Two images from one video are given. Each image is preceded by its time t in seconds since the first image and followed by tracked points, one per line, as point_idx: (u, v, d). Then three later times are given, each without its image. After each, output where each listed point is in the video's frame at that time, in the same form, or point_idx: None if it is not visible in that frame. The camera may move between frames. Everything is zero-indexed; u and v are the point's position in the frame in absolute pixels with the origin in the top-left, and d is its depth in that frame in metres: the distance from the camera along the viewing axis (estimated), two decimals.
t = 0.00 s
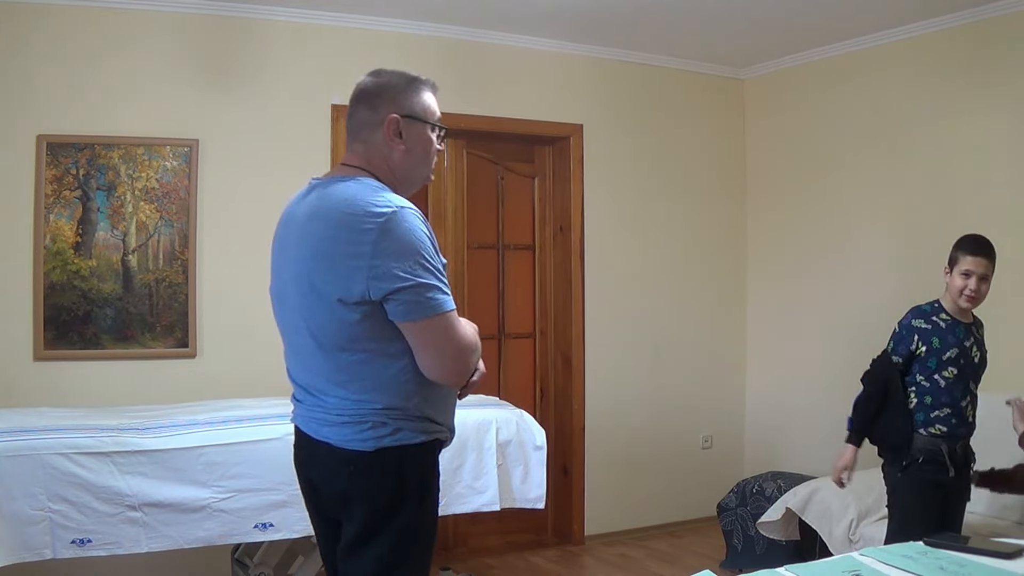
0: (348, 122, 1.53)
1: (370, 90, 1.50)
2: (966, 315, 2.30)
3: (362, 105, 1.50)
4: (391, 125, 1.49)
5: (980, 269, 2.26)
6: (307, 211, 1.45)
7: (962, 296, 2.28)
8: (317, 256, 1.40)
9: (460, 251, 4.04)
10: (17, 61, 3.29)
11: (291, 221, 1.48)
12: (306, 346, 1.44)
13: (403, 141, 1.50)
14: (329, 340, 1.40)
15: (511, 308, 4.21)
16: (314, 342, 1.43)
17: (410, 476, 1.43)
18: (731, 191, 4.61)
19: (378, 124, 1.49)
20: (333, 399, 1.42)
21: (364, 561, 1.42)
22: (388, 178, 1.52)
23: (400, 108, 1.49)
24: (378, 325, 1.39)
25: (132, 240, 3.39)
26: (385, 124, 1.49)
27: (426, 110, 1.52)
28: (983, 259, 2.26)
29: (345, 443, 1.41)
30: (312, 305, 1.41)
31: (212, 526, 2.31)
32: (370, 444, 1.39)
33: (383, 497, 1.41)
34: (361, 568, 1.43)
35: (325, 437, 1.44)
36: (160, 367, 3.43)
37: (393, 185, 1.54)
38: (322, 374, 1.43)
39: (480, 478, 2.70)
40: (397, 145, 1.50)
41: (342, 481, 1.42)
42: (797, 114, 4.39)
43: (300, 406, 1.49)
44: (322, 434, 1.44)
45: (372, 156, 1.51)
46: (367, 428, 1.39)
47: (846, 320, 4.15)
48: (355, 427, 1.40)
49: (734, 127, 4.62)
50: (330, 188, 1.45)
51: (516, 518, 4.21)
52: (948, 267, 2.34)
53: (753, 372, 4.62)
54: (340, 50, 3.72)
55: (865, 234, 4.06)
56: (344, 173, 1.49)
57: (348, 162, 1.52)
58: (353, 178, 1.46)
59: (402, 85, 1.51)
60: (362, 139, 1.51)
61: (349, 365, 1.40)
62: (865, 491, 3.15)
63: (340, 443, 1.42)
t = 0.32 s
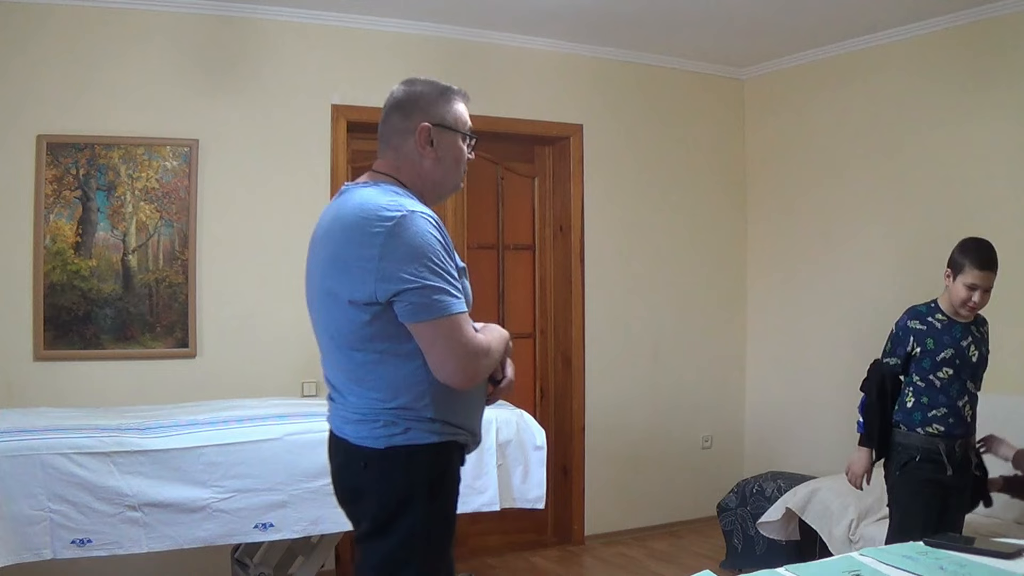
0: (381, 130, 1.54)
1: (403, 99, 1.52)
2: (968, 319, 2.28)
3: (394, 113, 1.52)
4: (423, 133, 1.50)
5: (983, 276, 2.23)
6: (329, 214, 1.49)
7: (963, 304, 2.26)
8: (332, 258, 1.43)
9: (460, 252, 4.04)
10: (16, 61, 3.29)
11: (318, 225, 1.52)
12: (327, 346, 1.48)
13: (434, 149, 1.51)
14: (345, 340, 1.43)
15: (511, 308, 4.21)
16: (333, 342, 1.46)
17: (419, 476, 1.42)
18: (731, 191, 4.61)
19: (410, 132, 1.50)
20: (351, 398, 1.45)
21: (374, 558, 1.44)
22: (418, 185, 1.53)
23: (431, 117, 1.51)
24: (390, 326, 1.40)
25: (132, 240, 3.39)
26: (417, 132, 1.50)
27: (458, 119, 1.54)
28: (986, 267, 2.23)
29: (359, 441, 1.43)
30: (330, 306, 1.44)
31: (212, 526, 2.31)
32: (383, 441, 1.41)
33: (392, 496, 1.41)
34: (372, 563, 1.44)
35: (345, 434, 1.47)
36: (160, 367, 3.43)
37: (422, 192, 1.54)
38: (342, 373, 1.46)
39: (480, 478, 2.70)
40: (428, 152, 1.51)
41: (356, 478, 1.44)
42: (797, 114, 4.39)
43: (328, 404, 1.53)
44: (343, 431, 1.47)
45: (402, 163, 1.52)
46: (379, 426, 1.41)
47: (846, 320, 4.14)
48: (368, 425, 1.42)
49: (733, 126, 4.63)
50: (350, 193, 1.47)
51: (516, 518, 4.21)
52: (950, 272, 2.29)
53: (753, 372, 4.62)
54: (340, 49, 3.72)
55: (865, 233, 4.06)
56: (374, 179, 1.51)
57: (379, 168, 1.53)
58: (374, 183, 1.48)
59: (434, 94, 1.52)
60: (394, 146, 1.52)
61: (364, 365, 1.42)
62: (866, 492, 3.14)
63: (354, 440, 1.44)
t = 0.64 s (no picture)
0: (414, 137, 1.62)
1: (435, 108, 1.61)
2: (969, 321, 2.28)
3: (426, 120, 1.60)
4: (454, 137, 1.58)
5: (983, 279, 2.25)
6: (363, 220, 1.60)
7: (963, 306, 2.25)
8: (363, 258, 1.53)
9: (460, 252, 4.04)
10: (16, 61, 3.29)
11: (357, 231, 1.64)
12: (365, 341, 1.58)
13: (464, 152, 1.59)
14: (378, 335, 1.53)
15: (511, 308, 4.21)
16: (370, 337, 1.56)
17: (446, 467, 1.47)
18: (731, 191, 4.61)
19: (441, 137, 1.58)
20: (387, 390, 1.55)
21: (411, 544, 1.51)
22: (449, 186, 1.60)
23: (461, 121, 1.59)
24: (414, 317, 1.48)
25: (132, 240, 3.39)
26: (448, 135, 1.58)
27: (486, 125, 1.62)
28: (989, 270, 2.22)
29: (394, 431, 1.52)
30: (364, 302, 1.55)
31: (211, 526, 2.31)
32: (412, 429, 1.49)
33: (423, 485, 1.48)
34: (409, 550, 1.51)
35: (385, 424, 1.57)
36: (161, 367, 3.43)
37: (452, 192, 1.61)
38: (379, 366, 1.56)
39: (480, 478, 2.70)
40: (458, 154, 1.59)
41: (392, 467, 1.53)
42: (797, 114, 4.40)
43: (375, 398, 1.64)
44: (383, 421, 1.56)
45: (435, 166, 1.59)
46: (409, 414, 1.50)
47: (846, 320, 4.14)
48: (400, 413, 1.51)
49: (733, 126, 4.63)
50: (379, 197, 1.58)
51: (516, 518, 4.21)
52: (951, 277, 2.28)
53: (753, 372, 4.62)
54: (340, 49, 3.72)
55: (865, 233, 4.06)
56: (409, 182, 1.58)
57: (414, 173, 1.62)
58: (402, 184, 1.58)
59: (463, 101, 1.61)
60: (427, 151, 1.60)
61: (395, 355, 1.51)
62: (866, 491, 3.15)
63: (390, 430, 1.53)
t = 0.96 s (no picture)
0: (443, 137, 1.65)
1: (464, 109, 1.63)
2: (971, 323, 2.28)
3: (454, 122, 1.62)
4: (480, 139, 1.60)
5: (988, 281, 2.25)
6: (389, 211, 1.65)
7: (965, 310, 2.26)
8: (385, 247, 1.58)
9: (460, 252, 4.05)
10: (15, 62, 3.29)
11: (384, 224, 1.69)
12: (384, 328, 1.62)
13: (490, 153, 1.61)
14: (396, 322, 1.57)
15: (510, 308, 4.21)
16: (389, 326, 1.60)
17: (461, 454, 1.49)
18: (731, 191, 4.61)
19: (468, 138, 1.61)
20: (404, 376, 1.58)
21: (438, 534, 1.53)
22: (475, 187, 1.62)
23: (487, 123, 1.61)
24: (429, 303, 1.51)
25: (132, 240, 3.39)
26: (475, 137, 1.60)
27: (513, 128, 1.64)
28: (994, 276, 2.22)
29: (409, 416, 1.55)
30: (385, 289, 1.59)
31: (211, 526, 2.31)
32: (425, 413, 1.51)
33: (441, 474, 1.51)
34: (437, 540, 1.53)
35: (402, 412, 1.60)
36: (160, 367, 3.43)
37: (477, 193, 1.63)
38: (396, 351, 1.60)
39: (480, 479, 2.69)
40: (485, 155, 1.61)
41: (411, 459, 1.55)
42: (797, 114, 4.40)
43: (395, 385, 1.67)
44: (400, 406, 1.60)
45: (461, 166, 1.62)
46: (422, 399, 1.52)
47: (846, 320, 4.15)
48: (414, 397, 1.54)
49: (733, 126, 4.63)
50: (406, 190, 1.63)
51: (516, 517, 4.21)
52: (954, 278, 2.28)
53: (753, 372, 4.62)
54: (340, 49, 3.71)
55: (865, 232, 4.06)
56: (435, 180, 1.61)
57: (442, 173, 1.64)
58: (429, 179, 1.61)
59: (491, 105, 1.63)
60: (454, 151, 1.62)
61: (411, 341, 1.55)
62: (866, 491, 3.14)
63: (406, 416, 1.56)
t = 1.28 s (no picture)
0: (457, 137, 1.65)
1: (478, 109, 1.64)
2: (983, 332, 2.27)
3: (471, 122, 1.63)
4: (496, 137, 1.60)
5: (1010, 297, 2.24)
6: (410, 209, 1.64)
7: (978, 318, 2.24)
8: (406, 244, 1.58)
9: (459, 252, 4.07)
10: (16, 62, 3.29)
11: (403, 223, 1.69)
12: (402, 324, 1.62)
13: (506, 152, 1.62)
14: (414, 317, 1.57)
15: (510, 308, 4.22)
16: (407, 322, 1.60)
17: (471, 452, 1.49)
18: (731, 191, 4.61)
19: (484, 137, 1.61)
20: (419, 373, 1.58)
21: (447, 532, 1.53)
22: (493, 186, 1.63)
23: (503, 122, 1.62)
24: (449, 298, 1.50)
25: (132, 240, 3.39)
26: (491, 136, 1.61)
27: (527, 126, 1.65)
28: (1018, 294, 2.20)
29: (423, 411, 1.55)
30: (405, 285, 1.59)
31: (211, 526, 2.31)
32: (439, 408, 1.52)
33: (450, 471, 1.51)
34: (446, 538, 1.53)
35: (416, 409, 1.59)
36: (160, 367, 3.43)
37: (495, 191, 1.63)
38: (413, 347, 1.60)
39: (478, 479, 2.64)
40: (501, 154, 1.61)
41: (422, 455, 1.55)
42: (797, 114, 4.40)
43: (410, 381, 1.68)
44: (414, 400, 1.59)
45: (478, 165, 1.62)
46: (438, 394, 1.52)
47: (846, 320, 4.15)
48: (429, 393, 1.54)
49: (733, 126, 4.63)
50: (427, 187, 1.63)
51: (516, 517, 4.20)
52: (980, 288, 2.23)
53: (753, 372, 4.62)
54: (339, 50, 3.71)
55: (865, 232, 4.06)
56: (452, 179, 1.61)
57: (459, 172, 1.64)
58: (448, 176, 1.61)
59: (506, 105, 1.64)
60: (471, 150, 1.63)
61: (429, 337, 1.54)
62: (866, 491, 3.14)
63: (421, 412, 1.56)
